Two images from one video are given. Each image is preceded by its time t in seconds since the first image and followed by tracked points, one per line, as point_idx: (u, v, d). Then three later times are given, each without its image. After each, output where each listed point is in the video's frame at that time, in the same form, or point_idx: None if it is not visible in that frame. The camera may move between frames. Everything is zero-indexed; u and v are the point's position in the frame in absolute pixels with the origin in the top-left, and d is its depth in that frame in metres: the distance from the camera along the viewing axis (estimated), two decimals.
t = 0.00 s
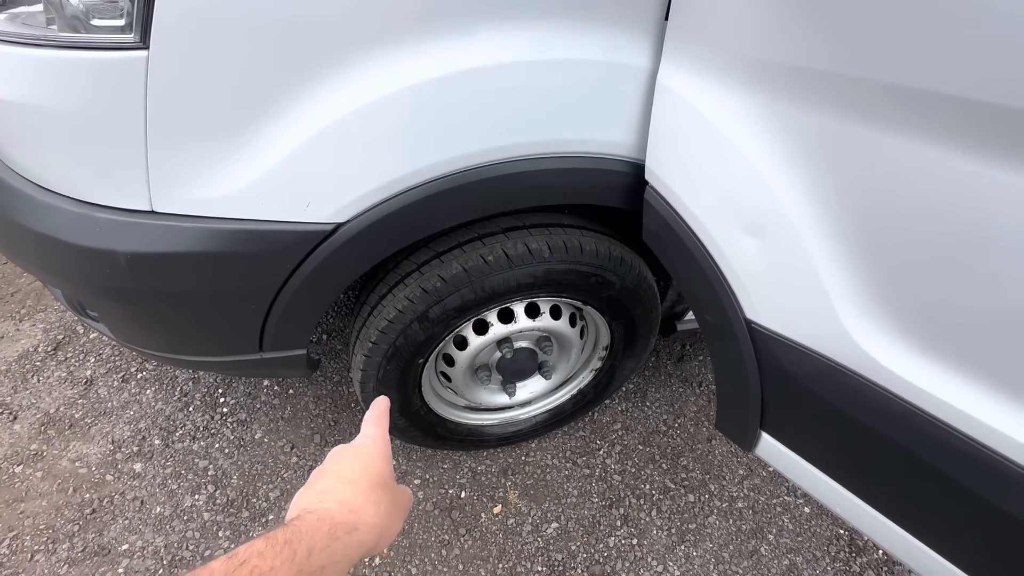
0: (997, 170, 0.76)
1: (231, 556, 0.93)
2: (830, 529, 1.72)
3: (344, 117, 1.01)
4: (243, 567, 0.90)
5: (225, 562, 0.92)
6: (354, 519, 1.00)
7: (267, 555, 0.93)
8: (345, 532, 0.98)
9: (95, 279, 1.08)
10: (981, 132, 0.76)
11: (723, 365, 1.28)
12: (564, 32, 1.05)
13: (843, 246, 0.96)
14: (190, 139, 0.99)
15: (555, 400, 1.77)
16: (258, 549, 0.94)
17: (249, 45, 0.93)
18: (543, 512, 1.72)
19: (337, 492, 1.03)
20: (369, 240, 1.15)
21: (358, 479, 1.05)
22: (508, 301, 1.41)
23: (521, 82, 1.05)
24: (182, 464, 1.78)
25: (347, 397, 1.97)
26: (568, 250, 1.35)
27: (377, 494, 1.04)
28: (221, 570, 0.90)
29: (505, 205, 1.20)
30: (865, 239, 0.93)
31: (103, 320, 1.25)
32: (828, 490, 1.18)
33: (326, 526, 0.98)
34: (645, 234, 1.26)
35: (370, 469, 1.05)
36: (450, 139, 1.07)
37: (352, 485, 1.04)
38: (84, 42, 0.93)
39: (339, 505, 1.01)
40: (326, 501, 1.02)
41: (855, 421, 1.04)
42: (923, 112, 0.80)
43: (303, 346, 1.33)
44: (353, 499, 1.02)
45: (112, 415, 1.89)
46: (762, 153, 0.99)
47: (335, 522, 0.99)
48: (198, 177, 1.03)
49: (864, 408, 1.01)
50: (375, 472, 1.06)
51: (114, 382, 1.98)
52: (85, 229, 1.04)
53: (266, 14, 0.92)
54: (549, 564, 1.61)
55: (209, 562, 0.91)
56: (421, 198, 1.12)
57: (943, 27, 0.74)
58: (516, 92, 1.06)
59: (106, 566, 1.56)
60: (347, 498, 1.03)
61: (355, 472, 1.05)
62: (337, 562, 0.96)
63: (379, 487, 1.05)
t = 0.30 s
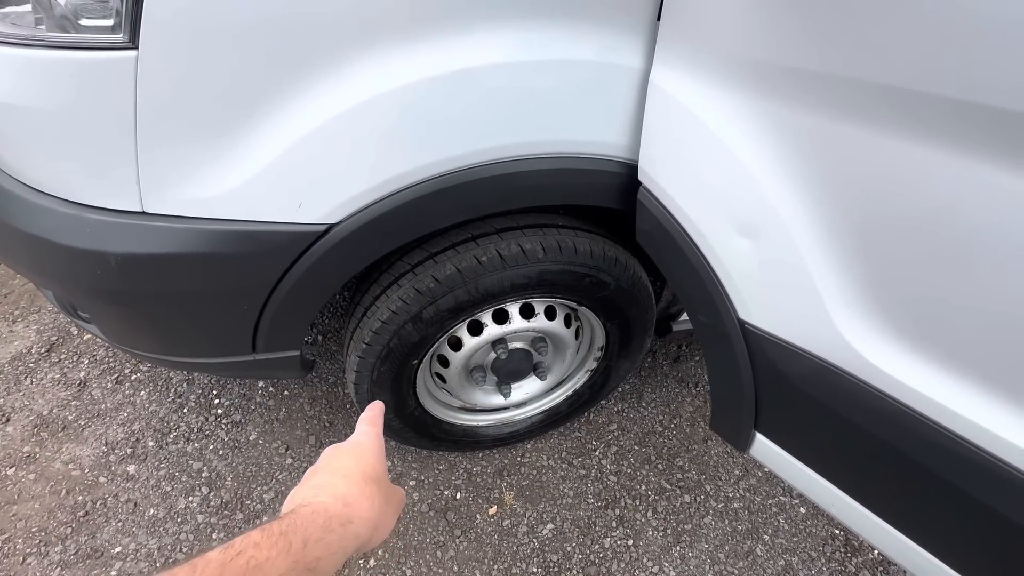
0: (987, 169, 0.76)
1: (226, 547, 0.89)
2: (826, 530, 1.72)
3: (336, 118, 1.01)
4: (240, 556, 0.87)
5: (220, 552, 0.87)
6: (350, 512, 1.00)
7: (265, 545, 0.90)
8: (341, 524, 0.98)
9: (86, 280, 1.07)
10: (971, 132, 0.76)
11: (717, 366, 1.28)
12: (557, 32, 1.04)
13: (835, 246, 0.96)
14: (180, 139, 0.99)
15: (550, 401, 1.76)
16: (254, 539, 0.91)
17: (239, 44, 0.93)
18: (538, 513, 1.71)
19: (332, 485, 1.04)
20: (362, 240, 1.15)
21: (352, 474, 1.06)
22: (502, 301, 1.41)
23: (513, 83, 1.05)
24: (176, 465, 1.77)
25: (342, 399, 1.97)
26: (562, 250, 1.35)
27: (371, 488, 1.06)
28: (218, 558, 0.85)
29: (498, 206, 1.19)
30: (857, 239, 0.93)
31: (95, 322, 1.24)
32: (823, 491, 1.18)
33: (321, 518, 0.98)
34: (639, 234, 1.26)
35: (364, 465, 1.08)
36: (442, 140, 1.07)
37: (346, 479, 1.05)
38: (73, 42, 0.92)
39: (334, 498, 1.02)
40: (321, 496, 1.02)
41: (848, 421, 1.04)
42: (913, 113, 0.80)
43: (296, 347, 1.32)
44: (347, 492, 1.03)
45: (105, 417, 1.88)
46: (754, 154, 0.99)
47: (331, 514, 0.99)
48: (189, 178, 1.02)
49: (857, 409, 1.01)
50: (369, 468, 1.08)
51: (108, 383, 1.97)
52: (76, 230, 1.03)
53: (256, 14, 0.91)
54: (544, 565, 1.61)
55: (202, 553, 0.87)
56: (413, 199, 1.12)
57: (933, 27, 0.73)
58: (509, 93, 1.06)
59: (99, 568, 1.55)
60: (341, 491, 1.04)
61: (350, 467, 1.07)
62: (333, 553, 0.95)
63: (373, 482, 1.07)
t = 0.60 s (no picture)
0: (981, 169, 0.76)
1: (227, 545, 0.89)
2: (823, 530, 1.72)
3: (331, 118, 1.01)
4: (241, 555, 0.87)
5: (222, 550, 0.88)
6: (349, 513, 1.00)
7: (264, 544, 0.90)
8: (340, 525, 0.97)
9: (82, 280, 1.07)
10: (965, 132, 0.76)
11: (713, 366, 1.28)
12: (552, 33, 1.05)
13: (830, 247, 0.96)
14: (176, 140, 0.99)
15: (547, 401, 1.76)
16: (254, 538, 0.90)
17: (234, 44, 0.93)
18: (535, 513, 1.71)
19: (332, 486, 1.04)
20: (358, 241, 1.15)
21: (352, 475, 1.06)
22: (499, 302, 1.41)
23: (509, 83, 1.05)
24: (173, 466, 1.77)
25: (340, 399, 1.97)
26: (558, 250, 1.35)
27: (370, 490, 1.06)
28: (219, 557, 0.86)
29: (494, 206, 1.19)
30: (851, 239, 0.93)
31: (91, 322, 1.24)
32: (818, 490, 1.18)
33: (321, 518, 0.97)
34: (634, 235, 1.26)
35: (364, 467, 1.08)
36: (438, 140, 1.07)
37: (346, 480, 1.05)
38: (68, 43, 0.92)
39: (333, 498, 1.02)
40: (321, 496, 1.02)
41: (842, 421, 1.04)
42: (906, 113, 0.81)
43: (292, 347, 1.32)
44: (347, 493, 1.03)
45: (102, 417, 1.88)
46: (749, 154, 0.99)
47: (331, 514, 0.98)
48: (186, 178, 1.02)
49: (852, 408, 1.02)
50: (369, 470, 1.08)
51: (105, 384, 1.97)
52: (71, 230, 1.03)
53: (252, 14, 0.91)
54: (541, 565, 1.61)
55: (204, 550, 0.87)
56: (409, 200, 1.12)
57: (926, 27, 0.74)
58: (504, 93, 1.06)
59: (95, 569, 1.55)
60: (341, 492, 1.03)
61: (351, 469, 1.07)
62: (332, 553, 0.94)
63: (373, 484, 1.07)
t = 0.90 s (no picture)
0: (976, 170, 0.77)
1: (218, 552, 0.90)
2: (822, 530, 1.73)
3: (330, 119, 1.01)
4: (231, 562, 0.87)
5: (213, 557, 0.88)
6: (342, 519, 1.00)
7: (255, 551, 0.90)
8: (333, 531, 0.98)
9: (81, 282, 1.08)
10: (960, 134, 0.77)
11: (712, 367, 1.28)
12: (551, 35, 1.05)
13: (827, 247, 0.96)
14: (176, 142, 0.99)
15: (546, 402, 1.76)
16: (245, 545, 0.91)
17: (234, 46, 0.93)
18: (535, 514, 1.72)
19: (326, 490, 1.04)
20: (358, 241, 1.15)
21: (346, 479, 1.06)
22: (498, 303, 1.41)
23: (507, 85, 1.06)
24: (172, 467, 1.77)
25: (339, 400, 1.97)
26: (557, 251, 1.35)
27: (364, 495, 1.06)
28: (210, 563, 0.87)
29: (493, 207, 1.20)
30: (849, 240, 0.93)
31: (90, 324, 1.24)
32: (817, 490, 1.18)
33: (314, 524, 0.97)
34: (633, 236, 1.26)
35: (358, 471, 1.08)
36: (437, 141, 1.07)
37: (340, 485, 1.05)
38: (68, 45, 0.93)
39: (326, 504, 1.01)
40: (314, 500, 1.02)
41: (840, 421, 1.05)
42: (903, 115, 0.81)
43: (292, 348, 1.32)
44: (340, 498, 1.03)
45: (102, 418, 1.88)
46: (746, 156, 0.99)
47: (324, 520, 0.98)
48: (186, 179, 1.02)
49: (850, 408, 1.02)
50: (363, 473, 1.08)
51: (105, 385, 1.97)
52: (71, 231, 1.03)
53: (250, 16, 0.92)
54: (541, 566, 1.61)
55: (195, 557, 0.88)
56: (408, 201, 1.12)
57: (922, 29, 0.74)
58: (502, 94, 1.06)
59: (94, 570, 1.55)
60: (335, 497, 1.03)
61: (344, 473, 1.07)
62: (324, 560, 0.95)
63: (366, 488, 1.07)
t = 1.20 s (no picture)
0: (972, 171, 0.77)
1: None
2: (822, 531, 1.73)
3: (331, 122, 1.02)
4: None
5: None
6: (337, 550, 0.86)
7: None
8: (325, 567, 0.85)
9: (83, 283, 1.08)
10: (955, 137, 0.77)
11: (712, 368, 1.29)
12: (551, 38, 1.06)
13: (825, 248, 0.97)
14: (178, 144, 1.00)
15: (546, 403, 1.77)
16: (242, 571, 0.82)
17: (236, 48, 0.94)
18: (535, 515, 1.72)
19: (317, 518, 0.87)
20: (359, 243, 1.16)
21: (341, 500, 0.90)
22: (498, 304, 1.42)
23: (507, 87, 1.06)
24: (173, 469, 1.77)
25: (340, 401, 1.97)
26: (558, 253, 1.36)
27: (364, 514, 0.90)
28: None
29: (493, 209, 1.20)
30: (847, 242, 0.94)
31: (91, 325, 1.24)
32: (816, 491, 1.19)
33: (303, 561, 0.83)
34: (632, 237, 1.27)
35: (358, 485, 0.91)
36: (438, 143, 1.08)
37: (335, 507, 0.89)
38: (71, 48, 0.93)
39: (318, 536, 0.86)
40: (304, 529, 0.87)
41: (839, 422, 1.05)
42: (901, 118, 0.81)
43: (292, 349, 1.33)
44: (335, 528, 0.87)
45: (102, 420, 1.88)
46: (745, 158, 1.00)
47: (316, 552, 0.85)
48: (188, 182, 1.03)
49: (848, 409, 1.02)
50: (362, 491, 0.91)
51: (105, 387, 1.97)
52: (73, 233, 1.04)
53: (253, 20, 0.92)
54: (541, 567, 1.62)
55: None
56: (409, 203, 1.13)
57: (920, 32, 0.75)
58: (503, 97, 1.07)
59: (95, 571, 1.55)
60: (328, 524, 0.88)
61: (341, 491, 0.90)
62: None
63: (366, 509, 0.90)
